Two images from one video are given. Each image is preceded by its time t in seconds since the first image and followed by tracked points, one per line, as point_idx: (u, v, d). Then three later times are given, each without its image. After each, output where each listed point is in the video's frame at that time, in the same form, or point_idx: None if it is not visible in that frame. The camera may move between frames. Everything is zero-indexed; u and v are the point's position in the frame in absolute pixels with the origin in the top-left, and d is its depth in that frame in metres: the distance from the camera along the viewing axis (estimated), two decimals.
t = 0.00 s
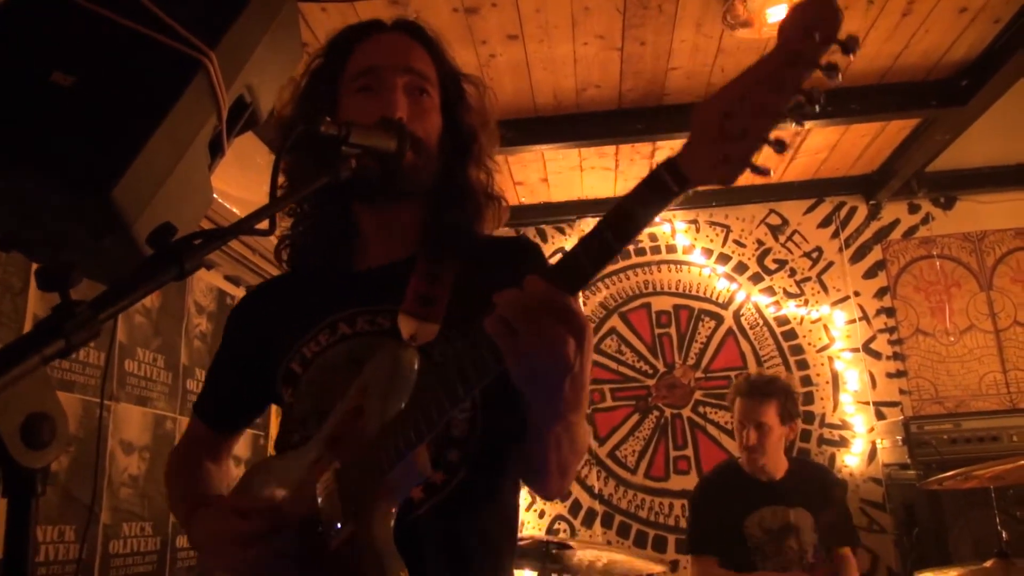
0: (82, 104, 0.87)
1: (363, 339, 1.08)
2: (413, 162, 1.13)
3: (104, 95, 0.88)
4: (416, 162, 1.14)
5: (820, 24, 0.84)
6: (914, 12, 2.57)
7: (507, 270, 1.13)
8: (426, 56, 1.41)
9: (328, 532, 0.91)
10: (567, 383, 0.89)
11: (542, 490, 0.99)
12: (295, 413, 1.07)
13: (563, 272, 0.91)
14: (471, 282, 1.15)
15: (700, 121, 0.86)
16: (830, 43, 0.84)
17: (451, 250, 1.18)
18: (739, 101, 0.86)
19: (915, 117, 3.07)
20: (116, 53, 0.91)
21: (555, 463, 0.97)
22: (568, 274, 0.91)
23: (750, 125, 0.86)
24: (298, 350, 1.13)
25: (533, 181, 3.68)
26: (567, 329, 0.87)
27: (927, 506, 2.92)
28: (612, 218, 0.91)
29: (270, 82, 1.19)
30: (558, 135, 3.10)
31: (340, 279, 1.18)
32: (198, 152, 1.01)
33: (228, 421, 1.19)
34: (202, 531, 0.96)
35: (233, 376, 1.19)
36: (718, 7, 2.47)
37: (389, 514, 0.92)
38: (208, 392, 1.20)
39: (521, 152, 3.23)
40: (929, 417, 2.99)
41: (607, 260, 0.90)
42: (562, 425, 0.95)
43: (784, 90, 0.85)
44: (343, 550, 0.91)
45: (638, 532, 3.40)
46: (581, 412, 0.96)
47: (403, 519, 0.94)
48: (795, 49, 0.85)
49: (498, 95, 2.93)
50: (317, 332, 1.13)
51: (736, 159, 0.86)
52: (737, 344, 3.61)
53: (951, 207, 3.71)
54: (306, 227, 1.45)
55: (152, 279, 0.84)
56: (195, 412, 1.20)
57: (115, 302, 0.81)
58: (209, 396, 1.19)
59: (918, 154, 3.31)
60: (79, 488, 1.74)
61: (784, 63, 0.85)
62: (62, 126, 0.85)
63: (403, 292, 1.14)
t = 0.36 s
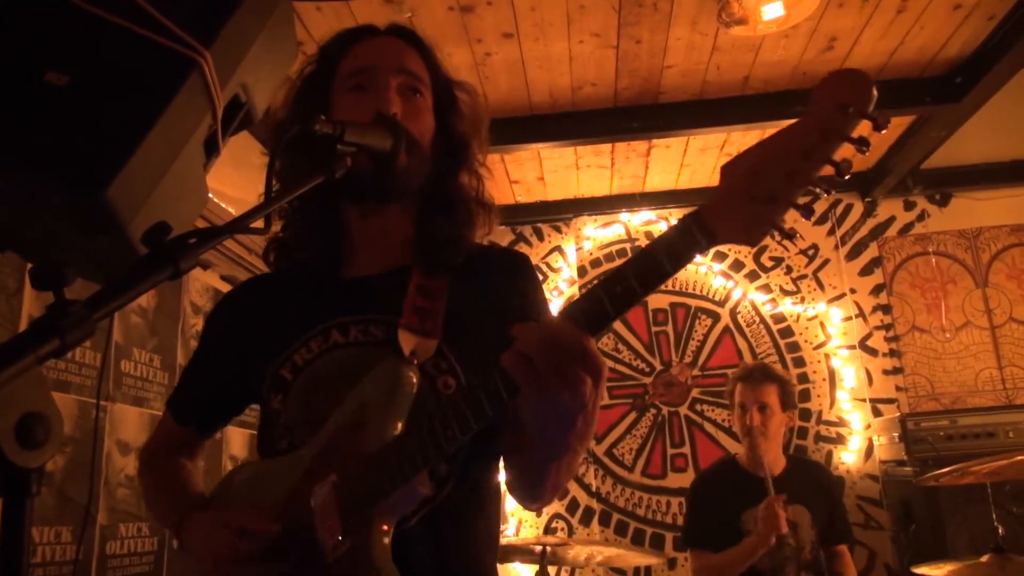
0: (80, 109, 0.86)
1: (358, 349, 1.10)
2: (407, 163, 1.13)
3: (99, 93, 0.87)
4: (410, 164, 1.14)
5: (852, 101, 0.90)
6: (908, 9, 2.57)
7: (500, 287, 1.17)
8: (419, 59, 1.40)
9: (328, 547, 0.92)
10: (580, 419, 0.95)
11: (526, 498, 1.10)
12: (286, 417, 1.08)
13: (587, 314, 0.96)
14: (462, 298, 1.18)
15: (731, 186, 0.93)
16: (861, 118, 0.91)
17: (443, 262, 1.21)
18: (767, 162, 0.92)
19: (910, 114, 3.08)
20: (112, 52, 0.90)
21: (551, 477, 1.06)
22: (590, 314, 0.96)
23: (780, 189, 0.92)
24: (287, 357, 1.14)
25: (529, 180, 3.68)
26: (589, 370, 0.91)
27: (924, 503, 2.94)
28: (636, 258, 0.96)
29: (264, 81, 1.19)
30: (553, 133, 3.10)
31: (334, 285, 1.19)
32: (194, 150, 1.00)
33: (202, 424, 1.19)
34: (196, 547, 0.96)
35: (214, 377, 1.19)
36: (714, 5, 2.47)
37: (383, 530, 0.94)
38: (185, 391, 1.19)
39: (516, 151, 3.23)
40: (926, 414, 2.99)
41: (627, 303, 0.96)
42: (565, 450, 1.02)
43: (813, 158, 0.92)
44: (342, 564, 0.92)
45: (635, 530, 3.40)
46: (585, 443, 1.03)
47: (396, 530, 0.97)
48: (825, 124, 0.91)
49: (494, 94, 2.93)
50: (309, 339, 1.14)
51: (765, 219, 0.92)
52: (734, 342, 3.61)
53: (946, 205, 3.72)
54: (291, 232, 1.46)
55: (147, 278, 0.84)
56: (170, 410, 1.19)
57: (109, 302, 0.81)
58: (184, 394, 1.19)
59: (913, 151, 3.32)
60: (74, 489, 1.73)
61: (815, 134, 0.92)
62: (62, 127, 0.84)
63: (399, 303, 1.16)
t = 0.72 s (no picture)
0: (80, 107, 0.86)
1: (353, 364, 1.10)
2: (403, 167, 1.13)
3: (98, 92, 0.87)
4: (406, 168, 1.14)
5: (860, 142, 0.92)
6: (907, 9, 2.57)
7: (496, 301, 1.18)
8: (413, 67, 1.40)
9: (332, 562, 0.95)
10: (586, 443, 0.96)
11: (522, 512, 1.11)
12: (280, 432, 1.08)
13: (595, 339, 1.00)
14: (458, 313, 1.19)
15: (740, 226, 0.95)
16: (870, 160, 0.92)
17: (436, 276, 1.23)
18: (776, 200, 0.94)
19: (909, 114, 3.08)
20: (110, 51, 0.89)
21: (550, 494, 1.06)
22: (598, 340, 0.99)
23: (789, 229, 0.94)
24: (281, 372, 1.14)
25: (528, 180, 3.68)
26: (597, 397, 0.91)
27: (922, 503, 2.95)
28: (647, 290, 0.99)
29: (263, 81, 1.19)
30: (551, 132, 3.09)
31: (330, 299, 1.19)
32: (193, 149, 1.00)
33: (188, 433, 1.18)
34: (192, 556, 0.97)
35: (201, 390, 1.18)
36: (712, 5, 2.47)
37: (378, 548, 0.96)
38: (175, 401, 1.18)
39: (515, 150, 3.23)
40: (924, 414, 3.00)
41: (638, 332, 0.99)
42: (567, 471, 1.02)
43: (822, 198, 0.93)
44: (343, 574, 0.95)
45: (633, 529, 3.40)
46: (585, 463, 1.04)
47: (394, 549, 0.98)
48: (836, 163, 0.92)
49: (493, 93, 2.93)
50: (304, 353, 1.14)
51: (772, 256, 0.94)
52: (732, 342, 3.61)
53: (944, 205, 3.73)
54: (280, 237, 1.44)
55: (147, 278, 0.84)
56: (157, 421, 1.18)
57: (108, 302, 0.81)
58: (173, 405, 1.18)
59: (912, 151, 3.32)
60: (72, 488, 1.73)
61: (825, 172, 0.93)
62: (61, 127, 0.84)
63: (395, 318, 1.17)
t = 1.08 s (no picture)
0: (80, 104, 0.85)
1: (348, 360, 1.12)
2: (403, 166, 1.13)
3: (99, 89, 0.87)
4: (405, 167, 1.14)
5: (854, 147, 0.91)
6: (908, 12, 2.57)
7: (493, 305, 1.18)
8: (414, 65, 1.40)
9: (318, 565, 0.94)
10: (580, 444, 0.92)
11: (515, 511, 1.09)
12: (271, 426, 1.09)
13: (592, 338, 0.92)
14: (453, 312, 1.19)
15: (733, 224, 0.91)
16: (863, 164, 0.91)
17: (432, 273, 1.24)
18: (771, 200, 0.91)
19: (910, 116, 3.08)
20: (110, 47, 0.89)
21: (542, 492, 1.04)
22: (594, 334, 0.92)
23: (784, 228, 0.91)
24: (273, 367, 1.14)
25: (528, 179, 3.68)
26: (593, 394, 0.87)
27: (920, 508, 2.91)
28: (644, 291, 0.94)
29: (264, 78, 1.19)
30: (552, 132, 3.10)
31: (324, 295, 1.20)
32: (193, 146, 1.00)
33: (174, 430, 1.19)
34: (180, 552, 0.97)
35: (192, 383, 1.19)
36: (714, 6, 2.47)
37: (370, 546, 0.95)
38: (164, 394, 1.18)
39: (515, 150, 3.24)
40: (922, 416, 3.00)
41: (634, 331, 0.93)
42: (560, 471, 1.00)
43: (818, 200, 0.91)
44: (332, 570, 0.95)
45: (631, 530, 3.41)
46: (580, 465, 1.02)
47: (385, 548, 0.98)
48: (829, 166, 0.91)
49: (494, 92, 2.93)
50: (297, 349, 1.14)
51: (767, 257, 0.91)
52: (731, 343, 3.61)
53: (944, 208, 3.73)
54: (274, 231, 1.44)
55: (146, 274, 0.84)
56: (146, 413, 1.18)
57: (107, 298, 0.81)
58: (162, 398, 1.18)
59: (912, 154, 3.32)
60: (70, 484, 1.73)
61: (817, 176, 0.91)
62: (62, 124, 0.84)
63: (391, 312, 1.18)
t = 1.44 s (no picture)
0: (82, 97, 0.86)
1: (350, 345, 1.12)
2: (406, 159, 1.13)
3: (100, 81, 0.87)
4: (409, 160, 1.14)
5: (863, 151, 0.91)
6: (910, 9, 2.57)
7: (497, 296, 1.18)
8: (415, 47, 1.41)
9: (315, 546, 0.94)
10: (584, 434, 0.93)
11: (512, 500, 1.09)
12: (270, 408, 1.09)
13: (597, 326, 0.93)
14: (456, 301, 1.19)
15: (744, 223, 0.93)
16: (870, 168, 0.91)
17: (435, 265, 1.25)
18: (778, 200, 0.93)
19: (911, 114, 3.08)
20: (111, 39, 0.89)
21: (541, 482, 1.04)
22: (599, 328, 0.92)
23: (791, 229, 0.92)
24: (275, 349, 1.14)
25: (528, 175, 3.68)
26: (599, 381, 0.88)
27: (919, 502, 2.94)
28: (651, 282, 0.93)
29: (264, 71, 1.18)
30: (553, 127, 3.10)
31: (326, 279, 1.19)
32: (195, 139, 0.99)
33: (171, 407, 1.19)
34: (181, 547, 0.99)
35: (189, 362, 1.18)
36: (716, 2, 2.47)
37: (368, 526, 0.96)
38: (163, 371, 1.18)
39: (516, 145, 3.23)
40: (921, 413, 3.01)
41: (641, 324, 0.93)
42: (560, 462, 1.00)
43: (825, 200, 0.92)
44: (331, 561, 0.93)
45: (629, 525, 3.41)
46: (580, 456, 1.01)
47: (382, 528, 0.98)
48: (838, 169, 0.92)
49: (495, 87, 2.93)
50: (298, 332, 1.14)
51: (774, 255, 0.92)
52: (730, 340, 3.61)
53: (945, 205, 3.73)
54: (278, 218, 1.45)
55: (144, 266, 0.85)
56: (142, 389, 1.18)
57: (106, 287, 0.82)
58: (160, 375, 1.18)
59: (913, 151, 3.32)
60: (69, 476, 1.73)
61: (827, 177, 0.92)
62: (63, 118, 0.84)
63: (394, 300, 1.17)
